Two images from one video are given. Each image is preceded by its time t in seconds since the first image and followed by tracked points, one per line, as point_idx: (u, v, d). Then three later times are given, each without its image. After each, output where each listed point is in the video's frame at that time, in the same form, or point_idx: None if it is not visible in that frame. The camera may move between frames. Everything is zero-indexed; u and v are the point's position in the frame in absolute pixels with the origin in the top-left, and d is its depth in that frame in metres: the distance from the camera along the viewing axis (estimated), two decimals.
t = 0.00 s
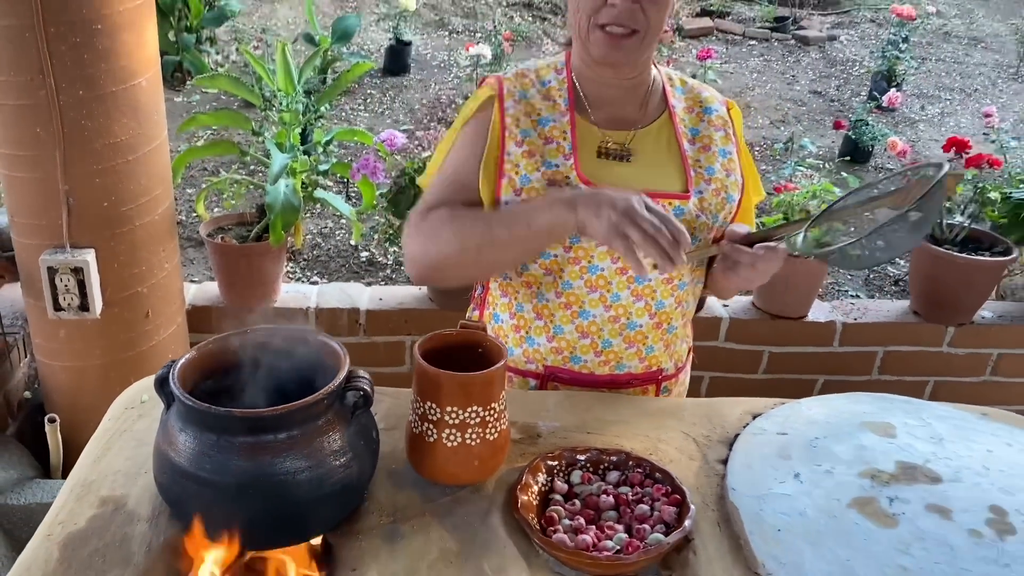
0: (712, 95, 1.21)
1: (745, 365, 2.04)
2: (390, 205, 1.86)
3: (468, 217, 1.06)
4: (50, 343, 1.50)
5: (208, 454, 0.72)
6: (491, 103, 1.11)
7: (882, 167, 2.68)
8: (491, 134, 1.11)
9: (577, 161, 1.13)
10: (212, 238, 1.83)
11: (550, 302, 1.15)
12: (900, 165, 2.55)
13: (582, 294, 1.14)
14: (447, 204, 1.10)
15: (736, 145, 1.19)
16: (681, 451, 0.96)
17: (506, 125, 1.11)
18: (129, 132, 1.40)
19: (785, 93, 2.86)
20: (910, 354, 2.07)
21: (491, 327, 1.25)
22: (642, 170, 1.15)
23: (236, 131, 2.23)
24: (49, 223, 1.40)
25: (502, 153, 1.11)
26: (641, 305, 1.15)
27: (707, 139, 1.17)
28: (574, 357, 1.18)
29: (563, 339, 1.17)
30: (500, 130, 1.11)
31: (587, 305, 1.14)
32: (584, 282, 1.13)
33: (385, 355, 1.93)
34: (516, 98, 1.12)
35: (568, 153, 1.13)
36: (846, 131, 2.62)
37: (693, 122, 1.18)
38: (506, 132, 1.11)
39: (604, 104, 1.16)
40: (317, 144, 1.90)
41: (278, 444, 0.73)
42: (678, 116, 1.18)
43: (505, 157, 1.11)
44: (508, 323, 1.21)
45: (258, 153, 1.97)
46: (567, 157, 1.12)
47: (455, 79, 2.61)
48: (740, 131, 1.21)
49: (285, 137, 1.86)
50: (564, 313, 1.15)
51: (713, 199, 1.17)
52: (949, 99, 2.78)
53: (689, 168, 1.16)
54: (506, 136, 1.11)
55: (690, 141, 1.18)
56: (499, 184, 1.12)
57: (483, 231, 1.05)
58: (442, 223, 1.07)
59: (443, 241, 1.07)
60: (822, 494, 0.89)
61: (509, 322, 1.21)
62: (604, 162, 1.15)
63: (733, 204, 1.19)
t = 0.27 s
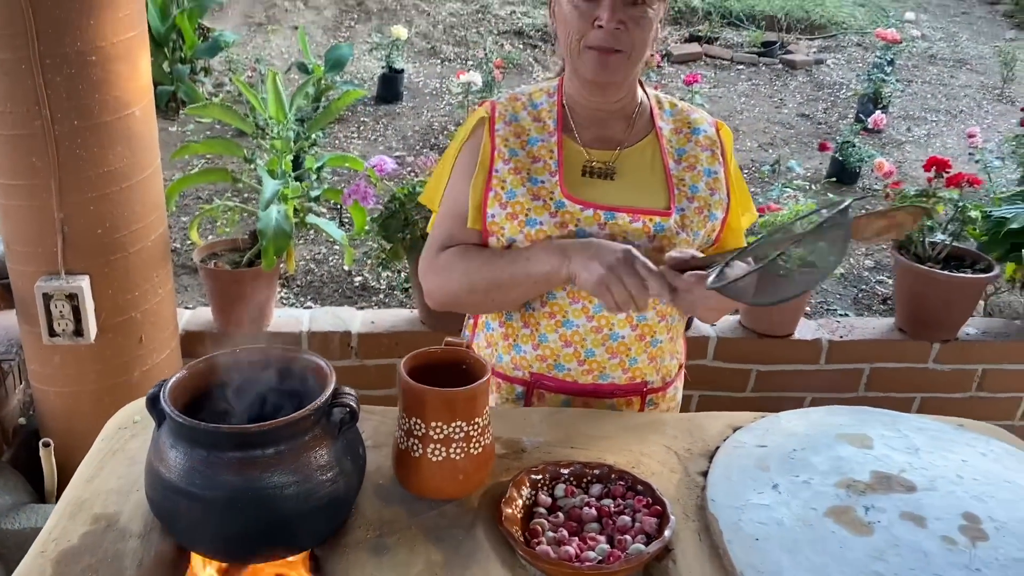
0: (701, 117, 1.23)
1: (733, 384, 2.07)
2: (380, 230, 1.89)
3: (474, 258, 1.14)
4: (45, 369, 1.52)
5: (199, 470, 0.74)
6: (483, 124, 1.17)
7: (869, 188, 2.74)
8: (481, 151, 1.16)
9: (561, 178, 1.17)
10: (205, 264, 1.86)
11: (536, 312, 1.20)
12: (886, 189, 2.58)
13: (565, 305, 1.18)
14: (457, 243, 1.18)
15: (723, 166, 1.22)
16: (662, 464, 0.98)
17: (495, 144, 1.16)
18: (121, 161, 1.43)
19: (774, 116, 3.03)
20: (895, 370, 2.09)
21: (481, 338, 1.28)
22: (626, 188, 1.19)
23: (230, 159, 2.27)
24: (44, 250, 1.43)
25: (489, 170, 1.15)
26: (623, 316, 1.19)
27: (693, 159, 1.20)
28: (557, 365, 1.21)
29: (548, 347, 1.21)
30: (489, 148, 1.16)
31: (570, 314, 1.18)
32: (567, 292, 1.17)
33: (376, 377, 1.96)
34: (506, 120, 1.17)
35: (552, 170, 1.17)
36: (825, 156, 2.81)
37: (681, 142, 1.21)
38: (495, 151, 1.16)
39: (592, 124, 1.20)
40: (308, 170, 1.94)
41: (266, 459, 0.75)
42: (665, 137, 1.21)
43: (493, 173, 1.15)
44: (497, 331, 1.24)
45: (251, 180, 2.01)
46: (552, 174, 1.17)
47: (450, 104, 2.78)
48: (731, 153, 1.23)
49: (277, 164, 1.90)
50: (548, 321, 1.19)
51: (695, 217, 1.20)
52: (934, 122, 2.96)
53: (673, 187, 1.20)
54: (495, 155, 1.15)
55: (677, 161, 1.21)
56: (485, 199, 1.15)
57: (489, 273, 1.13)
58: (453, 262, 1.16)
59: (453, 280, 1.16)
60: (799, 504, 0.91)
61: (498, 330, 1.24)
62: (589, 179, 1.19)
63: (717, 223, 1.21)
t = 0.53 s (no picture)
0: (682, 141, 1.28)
1: (717, 402, 2.10)
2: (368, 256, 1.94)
3: (462, 273, 1.19)
4: (39, 395, 1.56)
5: (190, 482, 0.77)
6: (474, 147, 1.21)
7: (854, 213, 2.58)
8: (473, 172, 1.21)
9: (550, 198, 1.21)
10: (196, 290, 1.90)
11: (527, 326, 1.24)
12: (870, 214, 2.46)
13: (554, 319, 1.22)
14: (446, 259, 1.23)
15: (703, 187, 1.26)
16: (638, 475, 1.02)
17: (487, 166, 1.20)
18: (115, 190, 1.47)
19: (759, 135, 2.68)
20: (877, 387, 2.13)
21: (473, 352, 1.32)
22: (612, 207, 1.23)
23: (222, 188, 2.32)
24: (39, 278, 1.46)
25: (481, 191, 1.20)
26: (610, 330, 1.23)
27: (675, 180, 1.25)
28: (547, 378, 1.25)
29: (539, 361, 1.25)
30: (482, 171, 1.20)
31: (559, 328, 1.22)
32: (556, 307, 1.21)
33: (366, 400, 1.98)
34: (497, 144, 1.22)
35: (542, 190, 1.21)
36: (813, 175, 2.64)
37: (663, 164, 1.26)
38: (485, 174, 1.20)
39: (579, 147, 1.24)
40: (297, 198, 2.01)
41: (253, 471, 0.78)
42: (648, 160, 1.25)
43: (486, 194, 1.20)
44: (490, 346, 1.28)
45: (242, 207, 2.06)
46: (541, 195, 1.21)
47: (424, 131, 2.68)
48: (710, 175, 1.27)
49: (267, 192, 1.98)
50: (538, 335, 1.23)
51: (678, 235, 1.24)
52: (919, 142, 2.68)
53: (657, 207, 1.24)
54: (487, 176, 1.20)
55: (660, 182, 1.25)
56: (477, 218, 1.20)
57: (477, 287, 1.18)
58: (442, 277, 1.20)
59: (443, 295, 1.21)
60: (770, 510, 0.95)
61: (490, 344, 1.28)
62: (577, 199, 1.23)
63: (699, 240, 1.26)
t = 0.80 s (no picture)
0: (656, 164, 1.34)
1: (703, 421, 2.14)
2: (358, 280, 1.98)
3: (455, 303, 1.22)
4: (34, 420, 1.58)
5: (184, 495, 0.80)
6: (461, 173, 1.25)
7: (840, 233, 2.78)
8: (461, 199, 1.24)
9: (535, 221, 1.25)
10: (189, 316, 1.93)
11: (515, 346, 1.27)
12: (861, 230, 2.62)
13: (542, 338, 1.25)
14: (436, 288, 1.25)
15: (677, 207, 1.32)
16: (619, 485, 1.05)
17: (473, 191, 1.24)
18: (109, 218, 1.51)
19: (746, 164, 2.97)
20: (860, 404, 2.17)
21: (459, 374, 1.34)
22: (595, 228, 1.27)
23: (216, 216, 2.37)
24: (34, 305, 1.49)
25: (469, 215, 1.23)
26: (596, 347, 1.26)
27: (652, 201, 1.30)
28: (535, 396, 1.28)
29: (527, 379, 1.28)
30: (468, 196, 1.24)
31: (547, 347, 1.26)
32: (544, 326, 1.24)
33: (356, 423, 2.01)
34: (481, 169, 1.26)
35: (527, 213, 1.25)
36: (797, 198, 2.87)
37: (640, 186, 1.31)
38: (472, 198, 1.24)
39: (561, 170, 1.29)
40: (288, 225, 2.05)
41: (244, 483, 0.81)
42: (626, 182, 1.31)
43: (473, 218, 1.23)
44: (477, 366, 1.31)
45: (233, 235, 2.10)
46: (526, 217, 1.25)
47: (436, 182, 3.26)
48: (683, 195, 1.34)
49: (258, 219, 2.02)
50: (526, 354, 1.26)
51: (659, 253, 1.28)
52: (899, 167, 2.97)
53: (637, 226, 1.29)
54: (473, 200, 1.23)
55: (638, 203, 1.30)
56: (466, 241, 1.23)
57: (470, 317, 1.21)
58: (434, 307, 1.23)
59: (434, 323, 1.23)
60: (746, 517, 0.98)
61: (477, 365, 1.31)
62: (560, 221, 1.27)
63: (678, 258, 1.31)
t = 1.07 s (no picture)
0: (632, 187, 1.38)
1: (693, 440, 2.17)
2: (350, 304, 2.01)
3: (430, 325, 1.25)
4: (29, 447, 1.59)
5: (181, 511, 0.82)
6: (442, 200, 1.27)
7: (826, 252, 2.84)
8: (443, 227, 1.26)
9: (519, 245, 1.27)
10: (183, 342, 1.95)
11: (501, 368, 1.28)
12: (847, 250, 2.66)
13: (529, 360, 1.27)
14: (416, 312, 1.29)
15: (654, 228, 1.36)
16: (607, 499, 1.07)
17: (456, 216, 1.26)
18: (104, 246, 1.54)
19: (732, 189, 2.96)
20: (847, 421, 2.20)
21: (445, 399, 1.35)
22: (577, 250, 1.30)
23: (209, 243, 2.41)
24: (30, 332, 1.51)
25: (453, 240, 1.26)
26: (582, 368, 1.29)
27: (630, 223, 1.34)
28: (524, 419, 1.30)
29: (515, 402, 1.29)
30: (451, 222, 1.26)
31: (534, 369, 1.28)
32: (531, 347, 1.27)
33: (348, 447, 2.02)
34: (463, 195, 1.28)
35: (510, 237, 1.27)
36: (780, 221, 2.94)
37: (618, 209, 1.35)
38: (456, 223, 1.26)
39: (541, 194, 1.32)
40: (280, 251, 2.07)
41: (238, 498, 0.83)
42: (605, 205, 1.35)
43: (457, 243, 1.26)
44: (464, 391, 1.32)
45: (226, 262, 2.14)
46: (510, 241, 1.27)
47: (423, 184, 3.58)
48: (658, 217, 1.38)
49: (250, 245, 2.04)
50: (513, 377, 1.28)
51: (638, 274, 1.32)
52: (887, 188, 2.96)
53: (617, 247, 1.32)
54: (456, 225, 1.26)
55: (617, 225, 1.34)
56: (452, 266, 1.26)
57: (445, 339, 1.24)
58: (412, 331, 1.27)
59: (413, 348, 1.27)
60: (730, 528, 1.00)
61: (464, 389, 1.32)
62: (543, 243, 1.30)
63: (656, 278, 1.35)
